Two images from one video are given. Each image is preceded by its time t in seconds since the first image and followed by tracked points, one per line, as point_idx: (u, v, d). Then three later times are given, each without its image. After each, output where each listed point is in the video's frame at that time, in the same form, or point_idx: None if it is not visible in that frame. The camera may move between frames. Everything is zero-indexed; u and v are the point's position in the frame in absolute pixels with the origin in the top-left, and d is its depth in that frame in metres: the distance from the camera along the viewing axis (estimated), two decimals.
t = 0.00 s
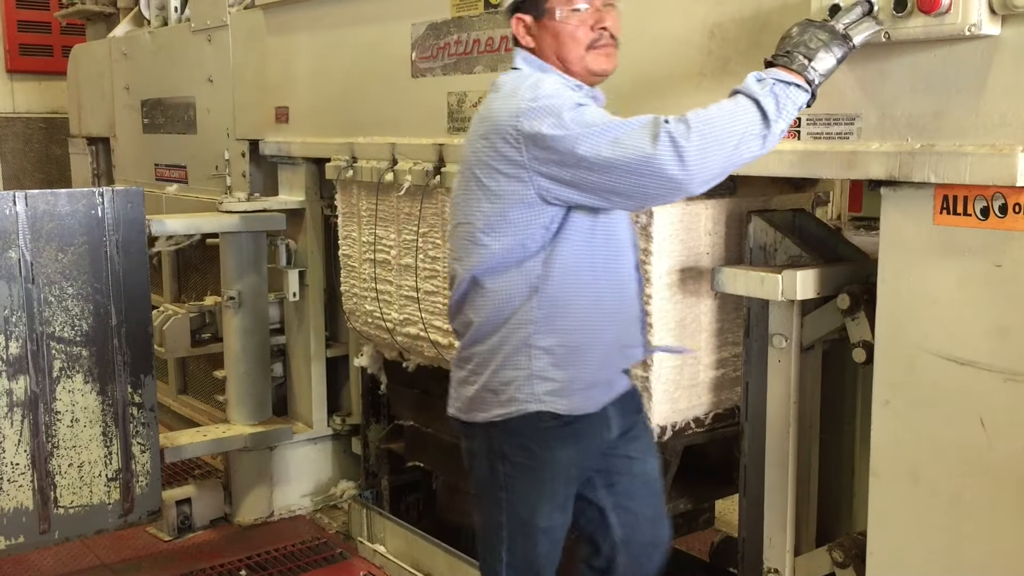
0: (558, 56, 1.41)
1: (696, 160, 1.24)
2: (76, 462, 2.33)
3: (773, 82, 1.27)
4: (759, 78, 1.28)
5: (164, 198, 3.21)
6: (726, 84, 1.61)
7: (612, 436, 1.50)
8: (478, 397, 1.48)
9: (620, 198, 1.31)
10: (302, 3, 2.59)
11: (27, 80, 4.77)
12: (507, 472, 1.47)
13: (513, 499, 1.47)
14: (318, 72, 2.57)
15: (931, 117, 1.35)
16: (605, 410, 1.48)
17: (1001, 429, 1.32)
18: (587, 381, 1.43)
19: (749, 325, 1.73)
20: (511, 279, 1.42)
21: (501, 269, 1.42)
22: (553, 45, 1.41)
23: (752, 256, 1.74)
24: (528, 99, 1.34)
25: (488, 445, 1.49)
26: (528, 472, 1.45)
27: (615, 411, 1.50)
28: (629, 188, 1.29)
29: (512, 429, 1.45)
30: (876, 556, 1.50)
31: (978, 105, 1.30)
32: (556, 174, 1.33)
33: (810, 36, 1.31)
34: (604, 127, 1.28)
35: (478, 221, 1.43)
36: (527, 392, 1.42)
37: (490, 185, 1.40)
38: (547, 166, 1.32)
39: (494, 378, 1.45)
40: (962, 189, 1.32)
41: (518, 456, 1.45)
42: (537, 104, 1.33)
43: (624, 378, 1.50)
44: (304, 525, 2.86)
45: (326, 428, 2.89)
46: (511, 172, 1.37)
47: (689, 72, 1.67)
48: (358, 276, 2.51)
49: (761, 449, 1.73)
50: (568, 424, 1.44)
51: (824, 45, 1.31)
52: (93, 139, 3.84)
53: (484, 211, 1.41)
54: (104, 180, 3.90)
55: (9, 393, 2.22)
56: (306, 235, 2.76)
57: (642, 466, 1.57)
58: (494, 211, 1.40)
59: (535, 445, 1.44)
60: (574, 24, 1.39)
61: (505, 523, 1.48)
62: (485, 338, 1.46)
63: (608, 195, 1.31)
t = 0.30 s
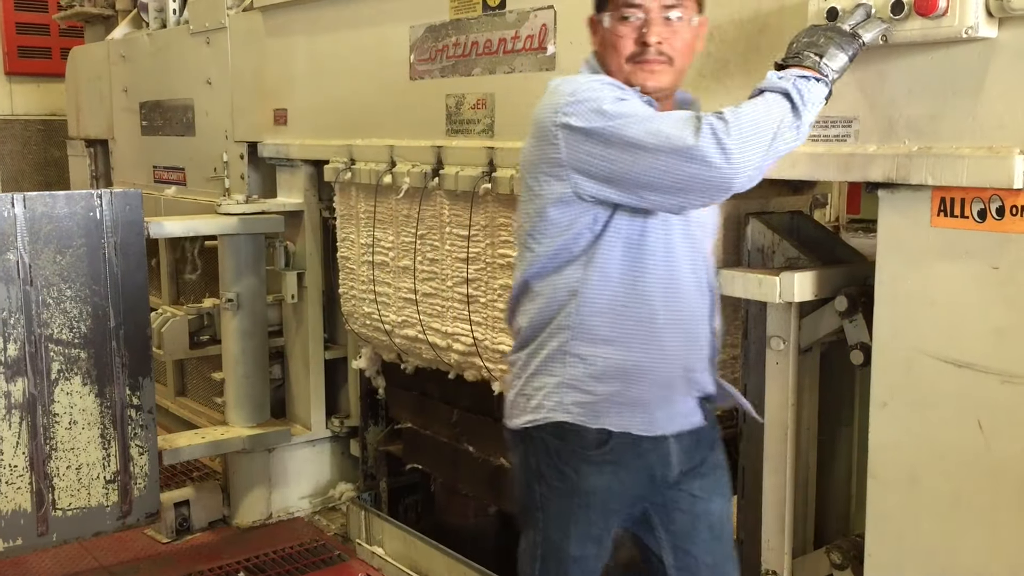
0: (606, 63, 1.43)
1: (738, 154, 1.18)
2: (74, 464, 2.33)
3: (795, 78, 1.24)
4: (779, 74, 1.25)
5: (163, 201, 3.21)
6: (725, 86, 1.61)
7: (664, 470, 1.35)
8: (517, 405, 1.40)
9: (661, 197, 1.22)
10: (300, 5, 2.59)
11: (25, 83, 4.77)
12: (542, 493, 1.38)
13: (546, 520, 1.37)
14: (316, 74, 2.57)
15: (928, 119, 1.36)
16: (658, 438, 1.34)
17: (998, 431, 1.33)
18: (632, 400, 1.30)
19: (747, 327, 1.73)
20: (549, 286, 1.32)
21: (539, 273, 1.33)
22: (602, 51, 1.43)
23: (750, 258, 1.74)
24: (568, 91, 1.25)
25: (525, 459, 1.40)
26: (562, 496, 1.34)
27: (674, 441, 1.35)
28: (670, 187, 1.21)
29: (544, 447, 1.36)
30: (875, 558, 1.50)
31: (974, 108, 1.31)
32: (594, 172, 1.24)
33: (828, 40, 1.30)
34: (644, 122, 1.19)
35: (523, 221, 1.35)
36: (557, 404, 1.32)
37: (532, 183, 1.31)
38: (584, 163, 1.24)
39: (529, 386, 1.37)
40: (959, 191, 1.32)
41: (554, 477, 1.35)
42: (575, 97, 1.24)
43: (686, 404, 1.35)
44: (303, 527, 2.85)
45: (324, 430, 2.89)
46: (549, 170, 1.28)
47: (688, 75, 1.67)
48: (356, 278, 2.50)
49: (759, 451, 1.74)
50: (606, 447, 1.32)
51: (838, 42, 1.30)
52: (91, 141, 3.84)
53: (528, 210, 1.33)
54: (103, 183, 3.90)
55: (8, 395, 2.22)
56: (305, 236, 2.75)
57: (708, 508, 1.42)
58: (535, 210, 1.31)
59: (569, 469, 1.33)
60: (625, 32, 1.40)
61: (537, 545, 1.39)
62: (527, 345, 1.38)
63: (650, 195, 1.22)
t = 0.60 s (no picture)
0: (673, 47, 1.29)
1: (813, 141, 1.13)
2: (72, 465, 2.33)
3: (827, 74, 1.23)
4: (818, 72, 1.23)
5: (161, 201, 3.21)
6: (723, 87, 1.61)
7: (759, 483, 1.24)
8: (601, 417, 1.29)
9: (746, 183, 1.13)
10: (299, 6, 2.59)
11: (24, 83, 4.77)
12: (630, 510, 1.25)
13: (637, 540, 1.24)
14: (315, 75, 2.57)
15: (927, 120, 1.36)
16: (747, 447, 1.22)
17: (996, 432, 1.33)
18: (718, 402, 1.20)
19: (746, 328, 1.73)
20: (622, 286, 1.24)
21: (612, 273, 1.25)
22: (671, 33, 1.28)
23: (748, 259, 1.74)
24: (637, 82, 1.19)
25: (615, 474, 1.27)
26: (654, 511, 1.22)
27: (764, 453, 1.24)
28: (751, 177, 1.13)
29: (630, 456, 1.24)
30: (874, 558, 1.50)
31: (973, 108, 1.31)
32: (668, 164, 1.16)
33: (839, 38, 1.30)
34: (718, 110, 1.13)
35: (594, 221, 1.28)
36: (638, 408, 1.21)
37: (602, 180, 1.24)
38: (656, 154, 1.16)
39: (610, 395, 1.26)
40: (957, 192, 1.33)
41: (643, 492, 1.23)
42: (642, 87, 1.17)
43: (779, 413, 1.24)
44: (301, 528, 2.85)
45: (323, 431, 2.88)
46: (620, 165, 1.21)
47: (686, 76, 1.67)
48: (355, 278, 2.50)
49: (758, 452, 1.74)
50: (696, 453, 1.20)
51: (845, 41, 1.30)
52: (90, 142, 3.84)
53: (600, 211, 1.26)
54: (101, 184, 3.90)
55: (6, 396, 2.22)
56: (303, 237, 2.75)
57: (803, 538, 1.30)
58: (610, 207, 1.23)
59: (659, 481, 1.21)
60: (699, 21, 1.24)
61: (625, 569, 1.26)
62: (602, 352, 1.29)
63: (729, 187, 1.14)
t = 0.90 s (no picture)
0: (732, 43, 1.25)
1: (900, 135, 1.17)
2: (73, 464, 2.33)
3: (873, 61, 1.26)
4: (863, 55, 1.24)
5: (162, 200, 3.21)
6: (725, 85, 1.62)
7: (836, 483, 1.25)
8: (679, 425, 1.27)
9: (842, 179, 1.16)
10: (300, 5, 2.59)
11: (25, 82, 4.76)
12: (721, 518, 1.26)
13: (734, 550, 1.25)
14: (316, 73, 2.57)
15: (930, 119, 1.36)
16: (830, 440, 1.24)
17: (998, 430, 1.33)
18: (809, 400, 1.20)
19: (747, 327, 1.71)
20: (700, 289, 1.23)
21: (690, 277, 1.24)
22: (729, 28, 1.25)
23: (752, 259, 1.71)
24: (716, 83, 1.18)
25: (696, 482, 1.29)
26: (752, 518, 1.23)
27: (836, 454, 1.26)
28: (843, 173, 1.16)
29: (713, 461, 1.24)
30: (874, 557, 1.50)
31: (976, 107, 1.30)
32: (756, 164, 1.17)
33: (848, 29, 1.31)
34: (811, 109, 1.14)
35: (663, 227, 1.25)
36: (732, 415, 1.20)
37: (674, 185, 1.22)
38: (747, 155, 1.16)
39: (692, 404, 1.24)
40: (959, 191, 1.33)
41: (734, 497, 1.24)
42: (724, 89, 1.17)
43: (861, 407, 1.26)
44: (302, 527, 2.85)
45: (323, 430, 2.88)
46: (697, 169, 1.19)
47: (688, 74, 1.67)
48: (356, 277, 2.50)
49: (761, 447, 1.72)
50: (785, 453, 1.21)
51: (857, 27, 1.30)
52: (91, 141, 3.84)
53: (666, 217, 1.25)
54: (102, 183, 3.90)
55: (7, 395, 2.22)
56: (304, 236, 2.75)
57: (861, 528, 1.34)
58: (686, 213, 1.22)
59: (749, 481, 1.22)
60: (765, 12, 1.21)
61: None
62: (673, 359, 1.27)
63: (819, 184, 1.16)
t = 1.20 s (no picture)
0: (807, 51, 1.27)
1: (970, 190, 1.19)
2: (78, 462, 2.33)
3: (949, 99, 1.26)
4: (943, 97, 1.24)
5: (167, 198, 3.21)
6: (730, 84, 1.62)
7: (894, 494, 1.33)
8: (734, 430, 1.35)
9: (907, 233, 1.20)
10: (304, 3, 2.59)
11: (29, 80, 4.76)
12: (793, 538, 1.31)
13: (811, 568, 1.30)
14: (321, 72, 2.57)
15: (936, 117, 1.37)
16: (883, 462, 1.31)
17: (1004, 428, 1.39)
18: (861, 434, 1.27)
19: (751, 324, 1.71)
20: (763, 310, 1.28)
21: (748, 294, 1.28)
22: (805, 37, 1.26)
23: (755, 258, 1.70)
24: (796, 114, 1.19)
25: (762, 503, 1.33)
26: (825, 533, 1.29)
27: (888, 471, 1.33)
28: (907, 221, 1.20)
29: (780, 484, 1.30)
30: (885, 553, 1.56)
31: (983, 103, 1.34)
32: (817, 204, 1.20)
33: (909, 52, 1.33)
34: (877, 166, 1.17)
35: (721, 246, 1.29)
36: (795, 454, 1.26)
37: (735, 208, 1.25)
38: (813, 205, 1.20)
39: (757, 441, 1.30)
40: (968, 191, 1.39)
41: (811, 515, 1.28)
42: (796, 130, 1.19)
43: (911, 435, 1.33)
44: (307, 524, 2.85)
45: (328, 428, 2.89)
46: (763, 197, 1.22)
47: (693, 72, 1.67)
48: (361, 275, 2.50)
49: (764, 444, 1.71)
50: (850, 465, 1.27)
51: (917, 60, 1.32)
52: (95, 139, 3.84)
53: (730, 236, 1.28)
54: (106, 181, 3.91)
55: (12, 393, 2.22)
56: (309, 234, 2.75)
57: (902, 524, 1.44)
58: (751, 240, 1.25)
59: (821, 496, 1.27)
60: (837, 21, 1.23)
61: None
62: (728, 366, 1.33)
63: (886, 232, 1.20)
